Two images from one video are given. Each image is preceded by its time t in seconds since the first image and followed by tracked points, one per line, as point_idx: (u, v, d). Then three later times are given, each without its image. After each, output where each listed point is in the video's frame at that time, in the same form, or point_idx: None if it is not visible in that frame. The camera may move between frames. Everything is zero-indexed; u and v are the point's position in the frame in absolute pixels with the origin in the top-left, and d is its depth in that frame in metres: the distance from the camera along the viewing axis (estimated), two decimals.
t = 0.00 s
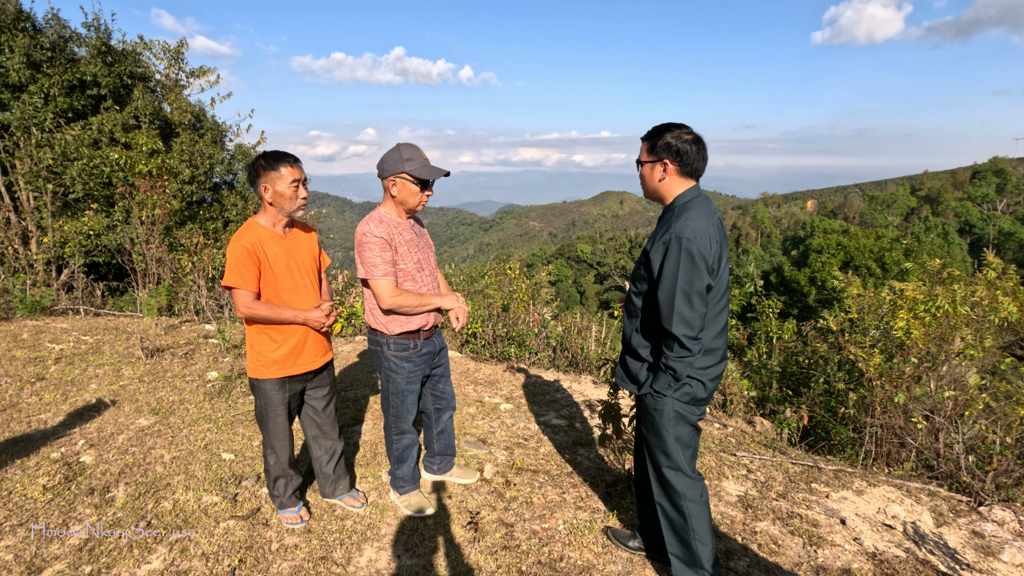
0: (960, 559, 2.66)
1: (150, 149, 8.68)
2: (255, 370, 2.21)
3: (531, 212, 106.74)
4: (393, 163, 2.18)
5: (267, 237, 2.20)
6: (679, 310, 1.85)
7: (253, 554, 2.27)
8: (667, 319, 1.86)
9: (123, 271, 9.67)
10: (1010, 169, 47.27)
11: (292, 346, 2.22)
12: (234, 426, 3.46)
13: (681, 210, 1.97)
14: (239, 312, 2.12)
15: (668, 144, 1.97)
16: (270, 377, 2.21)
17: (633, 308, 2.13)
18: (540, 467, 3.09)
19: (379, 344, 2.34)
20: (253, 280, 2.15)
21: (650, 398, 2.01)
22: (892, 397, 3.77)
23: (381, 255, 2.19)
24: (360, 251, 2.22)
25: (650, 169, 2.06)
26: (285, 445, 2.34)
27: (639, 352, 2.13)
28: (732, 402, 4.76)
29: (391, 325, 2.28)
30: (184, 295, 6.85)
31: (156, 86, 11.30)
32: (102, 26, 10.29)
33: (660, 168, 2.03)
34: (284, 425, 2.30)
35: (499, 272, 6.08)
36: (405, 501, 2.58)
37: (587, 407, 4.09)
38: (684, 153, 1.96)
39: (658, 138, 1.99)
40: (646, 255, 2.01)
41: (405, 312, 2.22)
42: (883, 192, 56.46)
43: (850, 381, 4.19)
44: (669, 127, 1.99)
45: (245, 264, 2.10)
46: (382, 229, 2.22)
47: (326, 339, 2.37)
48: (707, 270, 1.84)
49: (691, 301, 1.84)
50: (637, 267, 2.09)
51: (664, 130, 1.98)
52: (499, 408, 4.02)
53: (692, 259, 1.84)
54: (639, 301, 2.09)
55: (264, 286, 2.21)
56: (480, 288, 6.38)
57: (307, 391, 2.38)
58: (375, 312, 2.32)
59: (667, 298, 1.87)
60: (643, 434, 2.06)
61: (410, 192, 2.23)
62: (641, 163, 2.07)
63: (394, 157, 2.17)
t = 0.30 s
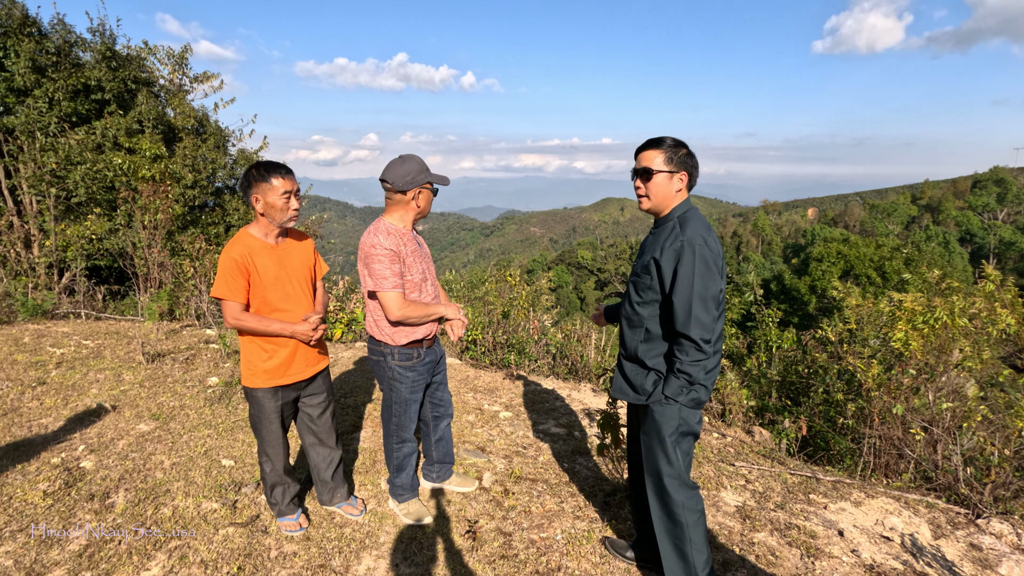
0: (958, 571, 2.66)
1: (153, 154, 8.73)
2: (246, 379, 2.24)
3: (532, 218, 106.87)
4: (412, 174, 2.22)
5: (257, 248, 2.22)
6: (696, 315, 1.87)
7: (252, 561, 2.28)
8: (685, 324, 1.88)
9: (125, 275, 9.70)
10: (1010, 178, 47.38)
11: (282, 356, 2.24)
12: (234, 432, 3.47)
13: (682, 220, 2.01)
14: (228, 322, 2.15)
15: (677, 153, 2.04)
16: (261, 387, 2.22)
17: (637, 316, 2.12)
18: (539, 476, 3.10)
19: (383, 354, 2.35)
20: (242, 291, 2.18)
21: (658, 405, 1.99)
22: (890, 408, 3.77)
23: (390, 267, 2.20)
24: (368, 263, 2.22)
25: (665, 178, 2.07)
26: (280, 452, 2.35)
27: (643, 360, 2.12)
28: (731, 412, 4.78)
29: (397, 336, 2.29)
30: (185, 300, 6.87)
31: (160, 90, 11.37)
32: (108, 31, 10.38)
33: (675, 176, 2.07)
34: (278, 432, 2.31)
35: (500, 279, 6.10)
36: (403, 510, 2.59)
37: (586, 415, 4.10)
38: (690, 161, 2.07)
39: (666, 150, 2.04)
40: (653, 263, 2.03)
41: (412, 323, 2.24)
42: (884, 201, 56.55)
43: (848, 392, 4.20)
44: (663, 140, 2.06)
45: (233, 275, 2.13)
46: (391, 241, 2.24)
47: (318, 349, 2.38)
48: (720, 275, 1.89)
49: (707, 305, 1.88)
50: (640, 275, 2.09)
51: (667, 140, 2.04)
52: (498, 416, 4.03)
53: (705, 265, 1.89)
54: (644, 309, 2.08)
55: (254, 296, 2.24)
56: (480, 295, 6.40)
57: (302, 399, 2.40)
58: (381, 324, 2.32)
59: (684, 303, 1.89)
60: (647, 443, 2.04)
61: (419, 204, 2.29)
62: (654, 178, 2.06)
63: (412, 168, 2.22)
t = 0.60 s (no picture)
0: None
1: (154, 155, 8.75)
2: (243, 383, 2.25)
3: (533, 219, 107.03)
4: (414, 179, 2.22)
5: (255, 253, 2.23)
6: (717, 316, 1.91)
7: (251, 566, 2.29)
8: (707, 325, 1.89)
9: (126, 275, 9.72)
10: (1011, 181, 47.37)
11: (278, 362, 2.24)
12: (234, 435, 3.48)
13: (687, 226, 2.06)
14: (224, 327, 2.17)
15: (679, 162, 2.06)
16: (257, 392, 2.23)
17: (647, 322, 2.09)
18: (537, 480, 3.11)
19: (383, 361, 2.35)
20: (239, 296, 2.19)
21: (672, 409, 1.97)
22: (889, 413, 3.78)
23: (397, 273, 2.21)
24: (376, 268, 2.21)
25: (672, 188, 2.09)
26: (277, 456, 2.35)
27: (651, 366, 2.09)
28: (730, 416, 4.79)
29: (401, 341, 2.30)
30: (186, 301, 6.88)
31: (161, 91, 11.40)
32: (109, 33, 10.40)
33: (679, 186, 2.10)
34: (276, 436, 2.31)
35: (500, 282, 6.11)
36: (401, 514, 2.59)
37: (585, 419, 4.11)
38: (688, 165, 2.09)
39: (668, 160, 2.05)
40: (668, 268, 2.03)
41: (417, 329, 2.26)
42: (885, 203, 56.54)
43: (847, 396, 4.21)
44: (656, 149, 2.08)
45: (229, 281, 2.14)
46: (397, 247, 2.25)
47: (315, 355, 2.38)
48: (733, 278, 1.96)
49: (726, 307, 1.93)
50: (650, 280, 2.08)
51: (666, 150, 2.06)
52: (497, 420, 4.04)
53: (723, 268, 1.94)
54: (655, 314, 2.06)
55: (251, 301, 2.25)
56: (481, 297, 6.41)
57: (302, 404, 2.40)
58: (384, 329, 2.32)
59: (706, 305, 1.91)
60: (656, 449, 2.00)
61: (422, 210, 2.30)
62: (662, 192, 2.07)
63: (414, 173, 2.22)
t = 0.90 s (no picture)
0: None
1: (155, 156, 8.77)
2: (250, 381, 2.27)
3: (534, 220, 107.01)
4: (399, 183, 2.22)
5: (267, 254, 2.24)
6: (726, 320, 1.97)
7: (250, 568, 2.29)
8: (720, 329, 1.95)
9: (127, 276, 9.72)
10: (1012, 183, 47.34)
11: (282, 363, 2.25)
12: (234, 437, 3.48)
13: (685, 233, 2.11)
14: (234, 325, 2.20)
15: (667, 167, 2.05)
16: (260, 392, 2.24)
17: (653, 328, 2.09)
18: (537, 483, 3.11)
19: (380, 362, 2.36)
20: (249, 296, 2.21)
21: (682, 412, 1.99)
22: (889, 417, 3.78)
23: (389, 275, 2.22)
24: (367, 270, 2.23)
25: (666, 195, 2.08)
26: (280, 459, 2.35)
27: (657, 372, 2.10)
28: (730, 419, 4.78)
29: (393, 344, 2.30)
30: (186, 302, 6.88)
31: (163, 92, 11.41)
32: (111, 33, 10.42)
33: (671, 192, 2.10)
34: (279, 439, 2.31)
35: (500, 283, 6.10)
36: (401, 518, 2.60)
37: (585, 422, 4.11)
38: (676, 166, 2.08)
39: (657, 169, 2.03)
40: (673, 274, 2.06)
41: (407, 333, 2.25)
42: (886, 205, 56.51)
43: (848, 399, 4.20)
44: (639, 156, 2.07)
45: (238, 280, 2.16)
46: (391, 248, 2.26)
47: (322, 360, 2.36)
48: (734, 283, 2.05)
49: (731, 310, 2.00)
50: (654, 287, 2.09)
51: (654, 157, 2.03)
52: (497, 422, 4.04)
53: (726, 272, 2.02)
54: (662, 321, 2.08)
55: (262, 301, 2.26)
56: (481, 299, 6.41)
57: (308, 408, 2.39)
58: (378, 330, 2.33)
59: (718, 310, 1.96)
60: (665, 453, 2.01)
61: (414, 214, 2.27)
62: (656, 203, 2.06)
63: (400, 178, 2.22)
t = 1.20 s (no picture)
0: None
1: (156, 155, 8.77)
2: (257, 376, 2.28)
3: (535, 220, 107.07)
4: (396, 182, 2.27)
5: (283, 252, 2.24)
6: (711, 331, 1.92)
7: (249, 569, 2.28)
8: (703, 342, 1.91)
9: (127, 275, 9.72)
10: (1013, 184, 47.31)
11: (287, 363, 2.24)
12: (234, 437, 3.48)
13: (671, 239, 2.04)
14: (247, 320, 2.21)
15: (644, 176, 1.96)
16: (265, 389, 2.24)
17: (638, 340, 2.08)
18: (538, 484, 3.10)
19: (381, 356, 2.39)
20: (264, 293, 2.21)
21: (667, 422, 1.99)
22: (892, 418, 3.77)
23: (384, 270, 2.26)
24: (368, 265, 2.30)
25: (646, 205, 2.01)
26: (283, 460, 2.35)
27: (643, 382, 2.09)
28: (731, 420, 4.77)
29: (389, 338, 2.33)
30: (187, 302, 6.86)
31: (163, 92, 11.41)
32: (112, 33, 10.43)
33: (652, 199, 2.02)
34: (282, 440, 2.31)
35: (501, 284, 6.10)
36: (401, 518, 2.59)
37: (585, 423, 4.10)
38: (657, 170, 1.98)
39: (632, 180, 1.95)
40: (655, 285, 2.02)
41: (400, 330, 2.25)
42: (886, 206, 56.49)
43: (849, 400, 4.20)
44: (616, 162, 1.99)
45: (253, 277, 2.16)
46: (391, 244, 2.30)
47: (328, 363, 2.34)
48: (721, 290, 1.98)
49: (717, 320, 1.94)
50: (637, 298, 2.06)
51: (631, 167, 1.94)
52: (497, 422, 4.03)
53: (712, 279, 1.95)
54: (646, 332, 2.06)
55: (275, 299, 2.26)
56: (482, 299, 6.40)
57: (311, 409, 2.38)
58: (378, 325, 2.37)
59: (700, 321, 1.91)
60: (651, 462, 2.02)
61: (413, 212, 2.27)
62: (633, 217, 2.00)
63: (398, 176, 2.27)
